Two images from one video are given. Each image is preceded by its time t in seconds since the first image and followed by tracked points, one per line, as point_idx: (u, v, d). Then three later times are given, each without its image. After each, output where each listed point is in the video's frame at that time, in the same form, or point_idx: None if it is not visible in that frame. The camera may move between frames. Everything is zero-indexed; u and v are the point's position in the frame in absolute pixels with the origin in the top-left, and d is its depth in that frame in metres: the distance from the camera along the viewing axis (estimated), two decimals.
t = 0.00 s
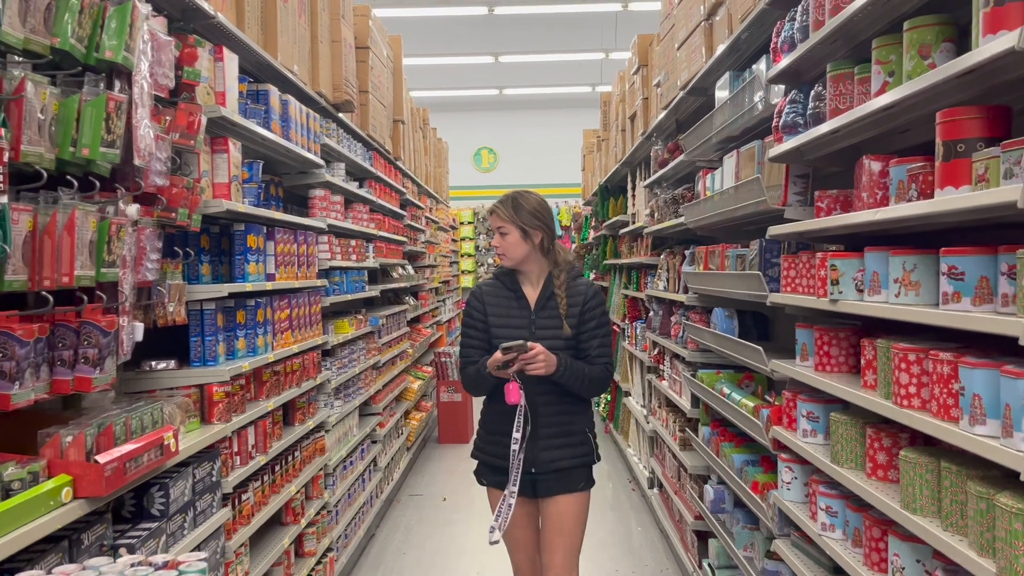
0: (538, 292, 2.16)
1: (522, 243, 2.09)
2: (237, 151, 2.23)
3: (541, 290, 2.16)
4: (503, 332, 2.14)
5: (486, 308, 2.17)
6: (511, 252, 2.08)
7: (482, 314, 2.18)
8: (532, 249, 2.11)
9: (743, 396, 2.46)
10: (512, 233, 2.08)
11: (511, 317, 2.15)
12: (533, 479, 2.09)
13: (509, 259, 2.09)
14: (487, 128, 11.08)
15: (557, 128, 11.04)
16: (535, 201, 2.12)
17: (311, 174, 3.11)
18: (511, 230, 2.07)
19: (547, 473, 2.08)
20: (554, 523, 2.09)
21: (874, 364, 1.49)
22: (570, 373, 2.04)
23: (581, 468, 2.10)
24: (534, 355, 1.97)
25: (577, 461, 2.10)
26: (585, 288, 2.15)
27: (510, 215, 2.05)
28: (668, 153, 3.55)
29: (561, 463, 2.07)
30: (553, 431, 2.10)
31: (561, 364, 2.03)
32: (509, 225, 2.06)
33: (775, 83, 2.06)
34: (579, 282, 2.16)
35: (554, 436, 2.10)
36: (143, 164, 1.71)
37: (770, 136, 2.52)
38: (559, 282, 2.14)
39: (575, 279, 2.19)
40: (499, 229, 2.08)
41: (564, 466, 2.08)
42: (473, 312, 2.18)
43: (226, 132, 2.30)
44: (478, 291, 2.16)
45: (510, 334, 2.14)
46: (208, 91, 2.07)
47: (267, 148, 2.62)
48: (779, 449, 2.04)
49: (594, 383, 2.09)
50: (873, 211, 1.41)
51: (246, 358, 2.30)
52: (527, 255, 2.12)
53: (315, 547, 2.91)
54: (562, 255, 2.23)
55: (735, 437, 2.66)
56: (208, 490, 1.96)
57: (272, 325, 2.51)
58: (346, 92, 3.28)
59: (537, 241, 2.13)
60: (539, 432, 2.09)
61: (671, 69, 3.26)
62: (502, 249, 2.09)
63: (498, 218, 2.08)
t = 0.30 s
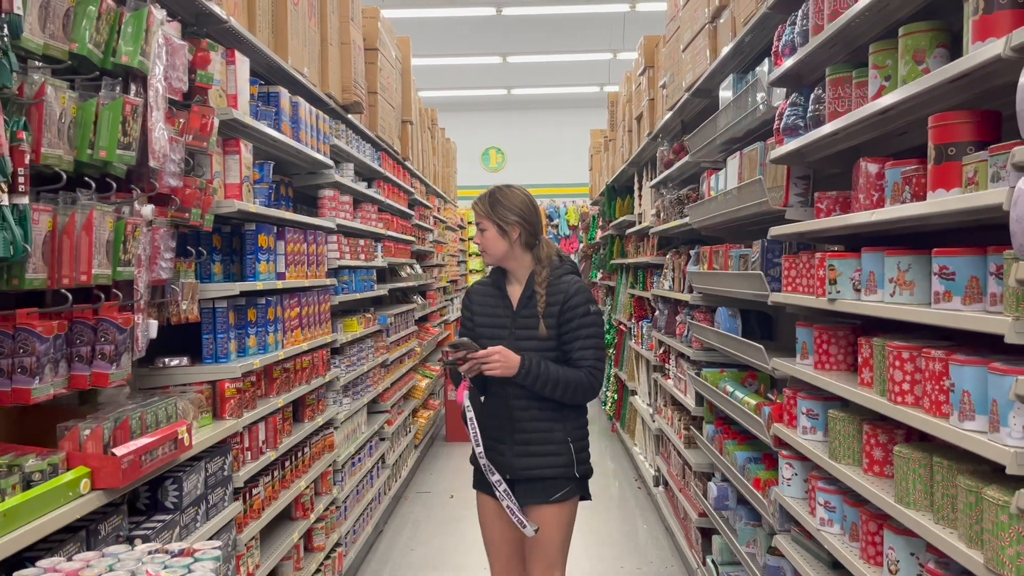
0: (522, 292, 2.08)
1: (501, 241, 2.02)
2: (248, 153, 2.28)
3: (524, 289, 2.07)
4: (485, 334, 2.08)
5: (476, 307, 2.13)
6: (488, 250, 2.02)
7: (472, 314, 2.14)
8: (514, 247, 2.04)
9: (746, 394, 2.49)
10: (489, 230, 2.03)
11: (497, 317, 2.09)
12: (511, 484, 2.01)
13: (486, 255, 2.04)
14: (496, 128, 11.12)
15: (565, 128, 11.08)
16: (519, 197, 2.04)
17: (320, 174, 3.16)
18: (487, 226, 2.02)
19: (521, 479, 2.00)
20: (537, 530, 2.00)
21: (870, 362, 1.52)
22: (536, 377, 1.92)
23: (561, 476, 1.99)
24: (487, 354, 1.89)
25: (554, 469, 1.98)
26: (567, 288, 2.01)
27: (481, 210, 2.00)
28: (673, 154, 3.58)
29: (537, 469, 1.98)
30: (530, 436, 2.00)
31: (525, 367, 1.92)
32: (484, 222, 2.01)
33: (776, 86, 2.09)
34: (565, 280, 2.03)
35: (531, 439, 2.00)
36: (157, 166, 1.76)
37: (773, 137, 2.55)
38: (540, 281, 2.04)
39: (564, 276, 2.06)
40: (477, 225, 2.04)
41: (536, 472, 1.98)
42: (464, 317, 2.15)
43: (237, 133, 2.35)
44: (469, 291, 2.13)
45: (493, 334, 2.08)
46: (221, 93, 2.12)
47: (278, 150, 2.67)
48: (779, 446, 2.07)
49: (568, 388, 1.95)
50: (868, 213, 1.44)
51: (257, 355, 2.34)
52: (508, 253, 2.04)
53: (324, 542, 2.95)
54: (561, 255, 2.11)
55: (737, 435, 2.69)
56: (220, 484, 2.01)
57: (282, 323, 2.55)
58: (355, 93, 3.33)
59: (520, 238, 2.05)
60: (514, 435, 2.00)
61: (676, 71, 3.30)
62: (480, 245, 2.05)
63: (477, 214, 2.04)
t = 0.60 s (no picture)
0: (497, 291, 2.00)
1: (477, 238, 1.97)
2: (261, 151, 2.29)
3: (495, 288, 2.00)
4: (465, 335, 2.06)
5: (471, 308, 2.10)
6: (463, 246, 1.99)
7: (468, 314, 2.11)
8: (489, 244, 1.99)
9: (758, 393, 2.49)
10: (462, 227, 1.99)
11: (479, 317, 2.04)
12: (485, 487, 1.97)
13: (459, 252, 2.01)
14: (505, 126, 11.13)
15: (574, 126, 11.08)
16: (493, 194, 1.96)
17: (332, 172, 3.17)
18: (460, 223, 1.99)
19: (494, 483, 1.95)
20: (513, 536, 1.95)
21: (884, 361, 1.52)
22: (470, 378, 1.87)
23: (527, 485, 1.91)
24: (423, 353, 1.91)
25: (517, 477, 1.91)
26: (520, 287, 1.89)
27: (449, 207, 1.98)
28: (684, 153, 3.58)
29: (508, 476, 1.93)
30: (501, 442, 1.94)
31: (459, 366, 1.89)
32: (458, 218, 1.98)
33: (790, 85, 2.08)
34: (523, 278, 1.90)
35: (504, 444, 1.95)
36: (173, 164, 1.77)
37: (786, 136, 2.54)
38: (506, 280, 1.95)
39: (528, 274, 1.92)
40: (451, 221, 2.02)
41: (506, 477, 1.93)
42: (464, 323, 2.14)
43: (251, 132, 2.36)
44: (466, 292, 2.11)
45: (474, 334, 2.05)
46: (236, 92, 2.13)
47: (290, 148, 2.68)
48: (792, 445, 2.07)
49: (503, 391, 1.84)
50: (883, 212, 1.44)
51: (270, 352, 2.36)
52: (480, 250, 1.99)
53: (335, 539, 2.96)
54: (540, 253, 1.98)
55: (749, 434, 2.69)
56: (234, 480, 2.02)
57: (294, 320, 2.56)
58: (367, 92, 3.33)
59: (498, 234, 1.99)
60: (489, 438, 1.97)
61: (688, 69, 3.29)
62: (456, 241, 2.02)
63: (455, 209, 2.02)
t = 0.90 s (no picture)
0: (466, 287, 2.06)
1: (451, 235, 2.02)
2: (273, 149, 2.31)
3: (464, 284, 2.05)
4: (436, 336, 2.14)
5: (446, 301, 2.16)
6: (437, 244, 2.03)
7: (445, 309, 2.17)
8: (463, 241, 2.04)
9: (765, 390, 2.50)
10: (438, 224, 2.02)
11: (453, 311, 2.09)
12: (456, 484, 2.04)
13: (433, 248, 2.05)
14: (513, 125, 11.14)
15: (582, 125, 11.09)
16: (467, 191, 2.00)
17: (342, 170, 3.19)
18: (437, 220, 2.01)
19: (462, 479, 2.02)
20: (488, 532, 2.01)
21: (893, 358, 1.53)
22: (428, 375, 1.96)
23: (489, 482, 1.96)
24: (388, 350, 2.05)
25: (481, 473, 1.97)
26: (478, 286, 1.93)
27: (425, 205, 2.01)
28: (693, 151, 3.58)
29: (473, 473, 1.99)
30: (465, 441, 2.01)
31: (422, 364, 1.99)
32: (433, 216, 2.00)
33: (799, 83, 2.09)
34: (485, 277, 1.94)
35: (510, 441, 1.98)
36: (187, 161, 1.79)
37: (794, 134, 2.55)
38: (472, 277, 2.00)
39: (491, 273, 1.96)
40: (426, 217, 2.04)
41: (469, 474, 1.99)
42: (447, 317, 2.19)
43: (263, 130, 2.37)
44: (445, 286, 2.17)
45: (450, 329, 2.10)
46: (248, 90, 2.15)
47: (301, 146, 2.70)
48: (800, 441, 2.08)
49: (456, 389, 1.91)
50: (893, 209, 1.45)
51: (281, 348, 2.38)
52: (456, 247, 2.03)
53: (345, 534, 2.99)
54: (507, 251, 2.02)
55: (757, 431, 2.70)
56: (246, 475, 2.04)
57: (305, 317, 2.58)
58: (376, 90, 3.35)
59: (471, 231, 2.04)
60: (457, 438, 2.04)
61: (696, 68, 3.30)
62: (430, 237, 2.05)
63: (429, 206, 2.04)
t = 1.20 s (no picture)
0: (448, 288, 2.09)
1: (440, 236, 2.03)
2: (275, 148, 2.32)
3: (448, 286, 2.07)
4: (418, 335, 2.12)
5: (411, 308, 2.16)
6: (425, 246, 2.02)
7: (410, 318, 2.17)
8: (451, 242, 2.07)
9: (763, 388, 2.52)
10: (426, 226, 2.02)
11: (429, 315, 2.11)
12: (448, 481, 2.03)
13: (417, 252, 2.04)
14: (515, 124, 11.15)
15: (584, 124, 11.10)
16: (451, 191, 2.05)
17: (343, 169, 3.21)
18: (426, 222, 2.01)
19: (458, 476, 2.01)
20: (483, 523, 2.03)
21: (887, 356, 1.54)
22: (439, 379, 1.93)
23: (494, 473, 1.98)
24: (389, 358, 1.95)
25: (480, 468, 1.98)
26: (481, 284, 1.98)
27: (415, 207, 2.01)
28: (693, 151, 3.60)
29: (476, 468, 1.98)
30: (462, 435, 2.00)
31: (429, 369, 1.95)
32: (424, 217, 2.01)
33: (797, 83, 2.10)
34: (484, 277, 1.99)
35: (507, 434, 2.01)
36: (189, 160, 1.80)
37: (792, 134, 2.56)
38: (461, 278, 2.03)
39: (486, 272, 2.02)
40: (410, 221, 2.03)
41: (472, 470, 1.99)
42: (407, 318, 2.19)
43: (264, 129, 2.39)
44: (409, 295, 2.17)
45: (425, 333, 2.11)
46: (249, 90, 2.16)
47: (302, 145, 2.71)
48: (797, 440, 2.09)
49: (474, 388, 1.91)
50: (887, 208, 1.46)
51: (282, 346, 2.39)
52: (443, 249, 2.05)
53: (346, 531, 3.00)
54: (491, 251, 2.10)
55: (755, 430, 2.71)
56: (246, 472, 2.06)
57: (306, 315, 2.60)
58: (378, 89, 3.37)
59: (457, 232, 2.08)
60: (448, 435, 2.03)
61: (697, 67, 3.31)
62: (411, 240, 2.04)
63: (410, 209, 2.03)
